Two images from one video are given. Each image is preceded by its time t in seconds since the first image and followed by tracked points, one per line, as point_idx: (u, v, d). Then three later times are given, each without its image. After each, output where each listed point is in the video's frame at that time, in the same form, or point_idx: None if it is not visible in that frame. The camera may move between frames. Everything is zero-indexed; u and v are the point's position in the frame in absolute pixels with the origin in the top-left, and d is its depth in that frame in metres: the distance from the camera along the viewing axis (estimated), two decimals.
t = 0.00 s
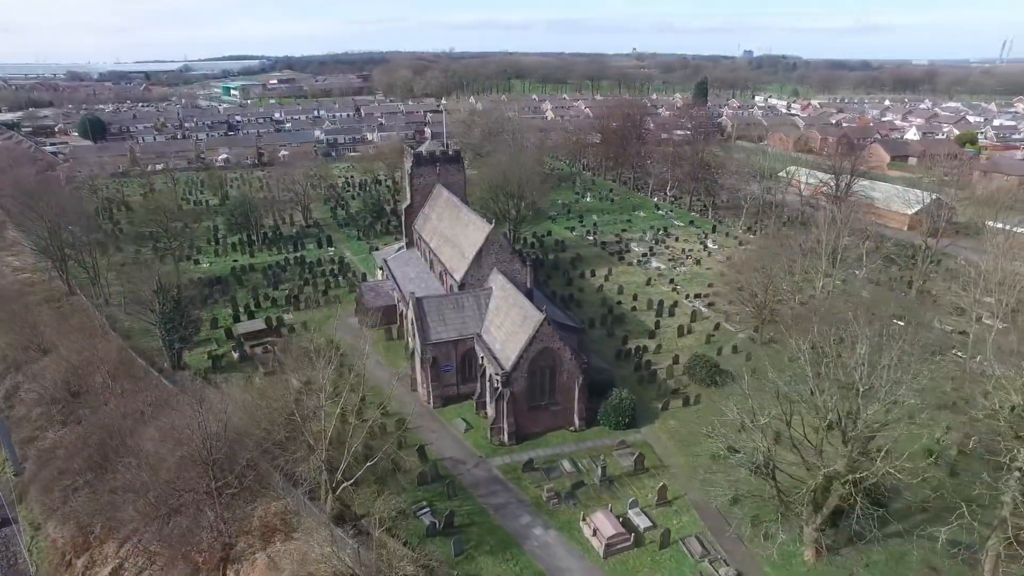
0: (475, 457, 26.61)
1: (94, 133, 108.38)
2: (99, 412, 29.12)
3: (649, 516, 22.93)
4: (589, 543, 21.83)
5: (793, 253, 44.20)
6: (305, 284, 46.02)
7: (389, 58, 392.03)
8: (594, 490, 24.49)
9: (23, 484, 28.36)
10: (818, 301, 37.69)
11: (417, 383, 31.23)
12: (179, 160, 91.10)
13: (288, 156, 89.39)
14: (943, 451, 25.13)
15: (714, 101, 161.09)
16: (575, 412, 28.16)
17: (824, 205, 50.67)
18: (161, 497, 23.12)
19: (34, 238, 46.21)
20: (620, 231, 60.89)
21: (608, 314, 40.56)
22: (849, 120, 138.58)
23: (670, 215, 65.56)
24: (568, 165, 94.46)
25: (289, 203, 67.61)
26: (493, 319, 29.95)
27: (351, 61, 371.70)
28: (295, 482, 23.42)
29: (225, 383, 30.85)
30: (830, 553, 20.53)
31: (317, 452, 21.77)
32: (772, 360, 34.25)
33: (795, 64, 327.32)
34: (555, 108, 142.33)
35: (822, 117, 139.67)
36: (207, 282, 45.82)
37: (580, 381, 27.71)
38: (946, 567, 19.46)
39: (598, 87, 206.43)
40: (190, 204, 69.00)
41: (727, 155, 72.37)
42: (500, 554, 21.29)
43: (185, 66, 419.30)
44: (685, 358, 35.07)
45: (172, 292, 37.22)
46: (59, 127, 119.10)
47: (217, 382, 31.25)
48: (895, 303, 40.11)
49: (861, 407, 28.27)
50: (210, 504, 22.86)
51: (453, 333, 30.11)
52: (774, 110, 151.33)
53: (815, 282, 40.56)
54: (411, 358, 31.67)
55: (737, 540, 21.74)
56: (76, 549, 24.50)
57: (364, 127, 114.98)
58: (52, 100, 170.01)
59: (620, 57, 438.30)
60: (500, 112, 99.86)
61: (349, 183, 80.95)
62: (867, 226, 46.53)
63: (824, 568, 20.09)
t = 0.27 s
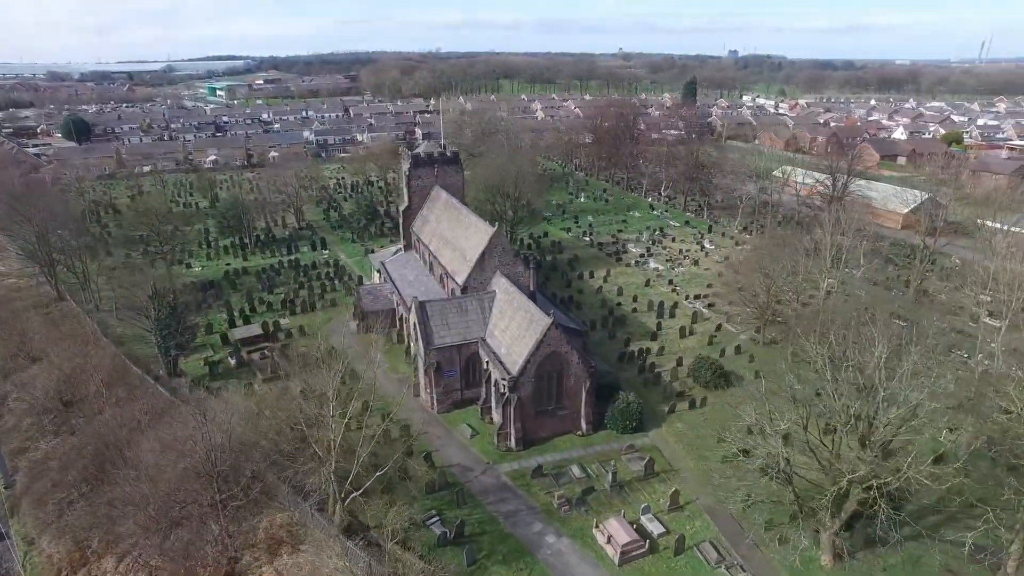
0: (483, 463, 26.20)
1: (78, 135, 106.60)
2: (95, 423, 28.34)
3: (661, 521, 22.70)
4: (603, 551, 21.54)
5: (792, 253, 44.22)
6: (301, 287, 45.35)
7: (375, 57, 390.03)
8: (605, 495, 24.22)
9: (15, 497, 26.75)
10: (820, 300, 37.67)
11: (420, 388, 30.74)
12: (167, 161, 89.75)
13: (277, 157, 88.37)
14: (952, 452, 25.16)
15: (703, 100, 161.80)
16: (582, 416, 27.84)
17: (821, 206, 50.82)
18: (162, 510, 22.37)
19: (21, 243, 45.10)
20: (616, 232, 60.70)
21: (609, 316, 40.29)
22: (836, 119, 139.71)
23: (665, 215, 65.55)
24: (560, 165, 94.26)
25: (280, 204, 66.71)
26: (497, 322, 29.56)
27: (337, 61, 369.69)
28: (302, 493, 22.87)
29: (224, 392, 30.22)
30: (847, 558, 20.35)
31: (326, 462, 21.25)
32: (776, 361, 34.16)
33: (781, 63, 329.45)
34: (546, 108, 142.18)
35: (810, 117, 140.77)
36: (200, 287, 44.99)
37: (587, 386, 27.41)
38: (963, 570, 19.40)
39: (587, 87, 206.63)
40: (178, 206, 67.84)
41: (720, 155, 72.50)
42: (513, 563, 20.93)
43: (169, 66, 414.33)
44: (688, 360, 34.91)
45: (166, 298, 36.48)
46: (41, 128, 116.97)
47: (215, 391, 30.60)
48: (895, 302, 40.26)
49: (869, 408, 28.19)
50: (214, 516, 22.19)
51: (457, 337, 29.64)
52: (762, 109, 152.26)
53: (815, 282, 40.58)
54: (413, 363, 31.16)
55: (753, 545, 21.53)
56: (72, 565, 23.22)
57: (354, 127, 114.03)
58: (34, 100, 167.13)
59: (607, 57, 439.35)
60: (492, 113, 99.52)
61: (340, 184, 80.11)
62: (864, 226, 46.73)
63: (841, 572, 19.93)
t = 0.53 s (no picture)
0: (492, 470, 25.79)
1: (64, 136, 104.92)
2: (92, 434, 27.60)
3: (676, 528, 22.44)
4: (618, 558, 21.24)
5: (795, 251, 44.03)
6: (298, 291, 44.73)
7: (364, 57, 388.25)
8: (618, 501, 23.91)
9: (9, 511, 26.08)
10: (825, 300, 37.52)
11: (425, 394, 30.30)
12: (156, 163, 88.47)
13: (269, 159, 87.35)
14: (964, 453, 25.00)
15: (693, 100, 162.26)
16: (591, 421, 27.52)
17: (819, 206, 50.85)
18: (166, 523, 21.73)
19: (9, 248, 44.02)
20: (614, 233, 60.47)
21: (612, 319, 39.98)
22: (826, 119, 140.48)
23: (661, 216, 65.46)
24: (555, 165, 93.96)
25: (274, 207, 65.86)
26: (504, 326, 29.16)
27: (325, 62, 367.44)
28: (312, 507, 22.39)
29: (224, 400, 29.58)
30: (865, 563, 20.13)
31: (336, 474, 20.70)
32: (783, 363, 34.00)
33: (767, 64, 332.02)
34: (538, 109, 141.93)
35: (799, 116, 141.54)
36: (195, 291, 44.19)
37: (596, 390, 27.09)
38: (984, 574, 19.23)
39: (577, 87, 206.72)
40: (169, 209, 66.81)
41: (715, 155, 72.52)
42: (528, 572, 20.57)
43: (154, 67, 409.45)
44: (693, 362, 34.71)
45: (163, 303, 35.72)
46: (26, 129, 114.95)
47: (215, 400, 29.96)
48: (897, 301, 40.28)
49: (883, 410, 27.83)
50: (221, 530, 21.60)
51: (463, 342, 29.18)
52: (753, 109, 152.93)
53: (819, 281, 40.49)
54: (418, 368, 30.69)
55: (769, 551, 21.30)
56: None
57: (345, 128, 113.12)
58: (17, 100, 164.39)
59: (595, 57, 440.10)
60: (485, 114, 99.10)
61: (333, 186, 79.31)
62: (864, 226, 46.77)
63: None
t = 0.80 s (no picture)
0: (503, 477, 25.40)
1: (49, 136, 103.84)
2: (90, 444, 26.94)
3: (692, 534, 22.14)
4: (635, 566, 20.92)
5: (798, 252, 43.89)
6: (296, 295, 44.12)
7: (353, 58, 386.44)
8: (632, 507, 23.59)
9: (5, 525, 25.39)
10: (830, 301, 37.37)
11: (432, 400, 29.84)
12: (146, 165, 87.36)
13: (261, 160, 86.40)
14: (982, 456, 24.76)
15: (685, 100, 162.67)
16: (601, 426, 27.17)
17: (819, 206, 50.80)
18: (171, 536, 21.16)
19: None
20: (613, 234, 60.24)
21: (616, 321, 39.68)
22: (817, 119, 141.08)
23: (659, 216, 65.30)
24: (550, 166, 93.70)
25: (267, 209, 65.06)
26: (511, 331, 28.74)
27: (314, 63, 365.72)
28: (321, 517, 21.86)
29: (226, 409, 28.98)
30: (887, 570, 19.88)
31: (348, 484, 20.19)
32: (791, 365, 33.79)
33: (757, 64, 333.08)
34: (530, 109, 141.62)
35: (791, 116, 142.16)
36: (191, 296, 43.47)
37: (607, 395, 26.73)
38: None
39: (568, 87, 206.72)
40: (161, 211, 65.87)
41: (711, 156, 72.46)
42: None
43: (141, 66, 407.55)
44: (700, 365, 34.48)
45: (160, 309, 35.01)
46: (11, 131, 113.31)
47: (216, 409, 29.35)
48: (900, 301, 40.25)
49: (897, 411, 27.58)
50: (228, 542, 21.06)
51: (470, 347, 28.74)
52: (744, 109, 153.42)
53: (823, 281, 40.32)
54: (424, 373, 30.20)
55: (788, 557, 21.05)
56: None
57: (337, 129, 112.23)
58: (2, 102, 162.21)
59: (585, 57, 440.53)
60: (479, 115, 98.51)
61: (327, 188, 78.57)
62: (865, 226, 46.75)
63: None
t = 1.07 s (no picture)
0: (515, 484, 25.00)
1: (35, 139, 102.75)
2: (91, 454, 26.36)
3: (710, 540, 21.84)
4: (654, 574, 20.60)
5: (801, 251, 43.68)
6: (296, 299, 43.52)
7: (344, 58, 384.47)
8: (648, 514, 23.26)
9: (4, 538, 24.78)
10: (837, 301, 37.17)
11: (439, 406, 29.40)
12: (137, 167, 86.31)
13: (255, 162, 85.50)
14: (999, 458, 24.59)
15: (679, 100, 162.66)
16: (613, 431, 26.82)
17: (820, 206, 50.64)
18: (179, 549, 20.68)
19: None
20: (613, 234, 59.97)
21: (621, 323, 39.37)
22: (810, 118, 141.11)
23: (658, 217, 65.06)
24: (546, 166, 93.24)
25: (263, 211, 64.26)
26: (520, 335, 28.35)
27: (305, 63, 363.74)
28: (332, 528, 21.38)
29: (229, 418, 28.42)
30: None
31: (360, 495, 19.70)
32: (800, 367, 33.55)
33: (748, 64, 334.55)
34: (525, 109, 141.08)
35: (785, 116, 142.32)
36: (189, 300, 42.77)
37: (619, 399, 26.37)
38: None
39: (561, 87, 206.27)
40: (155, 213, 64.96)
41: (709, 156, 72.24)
42: None
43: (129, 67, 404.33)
44: (707, 367, 34.22)
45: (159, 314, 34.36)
46: None
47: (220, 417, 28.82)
48: (905, 301, 40.18)
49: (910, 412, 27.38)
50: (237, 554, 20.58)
51: (479, 352, 28.31)
52: (738, 109, 153.51)
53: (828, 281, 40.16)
54: (431, 378, 29.75)
55: (809, 563, 20.81)
56: None
57: (331, 130, 111.28)
58: None
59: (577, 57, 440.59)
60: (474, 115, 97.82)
61: (322, 189, 77.85)
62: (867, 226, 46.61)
63: None
